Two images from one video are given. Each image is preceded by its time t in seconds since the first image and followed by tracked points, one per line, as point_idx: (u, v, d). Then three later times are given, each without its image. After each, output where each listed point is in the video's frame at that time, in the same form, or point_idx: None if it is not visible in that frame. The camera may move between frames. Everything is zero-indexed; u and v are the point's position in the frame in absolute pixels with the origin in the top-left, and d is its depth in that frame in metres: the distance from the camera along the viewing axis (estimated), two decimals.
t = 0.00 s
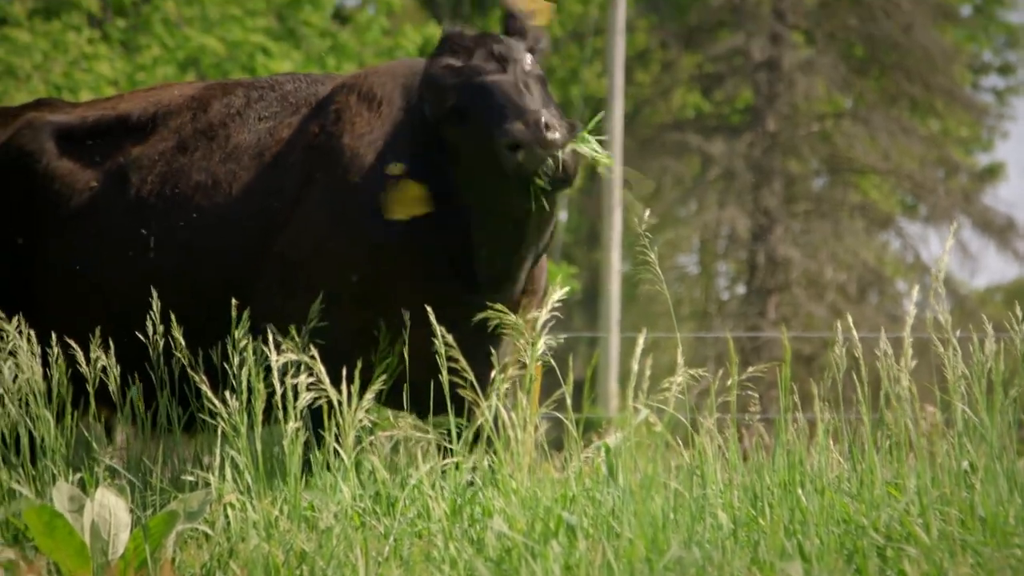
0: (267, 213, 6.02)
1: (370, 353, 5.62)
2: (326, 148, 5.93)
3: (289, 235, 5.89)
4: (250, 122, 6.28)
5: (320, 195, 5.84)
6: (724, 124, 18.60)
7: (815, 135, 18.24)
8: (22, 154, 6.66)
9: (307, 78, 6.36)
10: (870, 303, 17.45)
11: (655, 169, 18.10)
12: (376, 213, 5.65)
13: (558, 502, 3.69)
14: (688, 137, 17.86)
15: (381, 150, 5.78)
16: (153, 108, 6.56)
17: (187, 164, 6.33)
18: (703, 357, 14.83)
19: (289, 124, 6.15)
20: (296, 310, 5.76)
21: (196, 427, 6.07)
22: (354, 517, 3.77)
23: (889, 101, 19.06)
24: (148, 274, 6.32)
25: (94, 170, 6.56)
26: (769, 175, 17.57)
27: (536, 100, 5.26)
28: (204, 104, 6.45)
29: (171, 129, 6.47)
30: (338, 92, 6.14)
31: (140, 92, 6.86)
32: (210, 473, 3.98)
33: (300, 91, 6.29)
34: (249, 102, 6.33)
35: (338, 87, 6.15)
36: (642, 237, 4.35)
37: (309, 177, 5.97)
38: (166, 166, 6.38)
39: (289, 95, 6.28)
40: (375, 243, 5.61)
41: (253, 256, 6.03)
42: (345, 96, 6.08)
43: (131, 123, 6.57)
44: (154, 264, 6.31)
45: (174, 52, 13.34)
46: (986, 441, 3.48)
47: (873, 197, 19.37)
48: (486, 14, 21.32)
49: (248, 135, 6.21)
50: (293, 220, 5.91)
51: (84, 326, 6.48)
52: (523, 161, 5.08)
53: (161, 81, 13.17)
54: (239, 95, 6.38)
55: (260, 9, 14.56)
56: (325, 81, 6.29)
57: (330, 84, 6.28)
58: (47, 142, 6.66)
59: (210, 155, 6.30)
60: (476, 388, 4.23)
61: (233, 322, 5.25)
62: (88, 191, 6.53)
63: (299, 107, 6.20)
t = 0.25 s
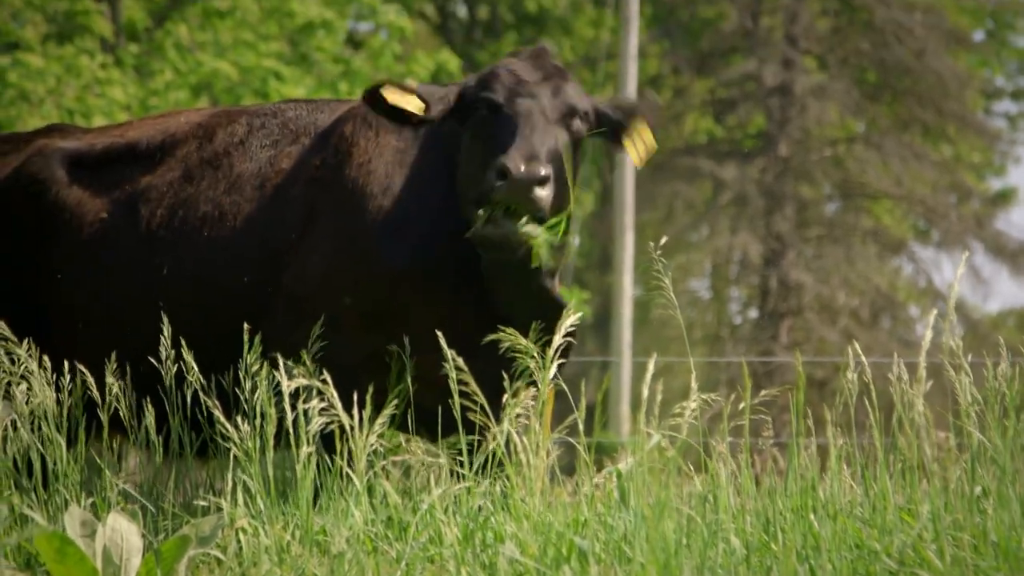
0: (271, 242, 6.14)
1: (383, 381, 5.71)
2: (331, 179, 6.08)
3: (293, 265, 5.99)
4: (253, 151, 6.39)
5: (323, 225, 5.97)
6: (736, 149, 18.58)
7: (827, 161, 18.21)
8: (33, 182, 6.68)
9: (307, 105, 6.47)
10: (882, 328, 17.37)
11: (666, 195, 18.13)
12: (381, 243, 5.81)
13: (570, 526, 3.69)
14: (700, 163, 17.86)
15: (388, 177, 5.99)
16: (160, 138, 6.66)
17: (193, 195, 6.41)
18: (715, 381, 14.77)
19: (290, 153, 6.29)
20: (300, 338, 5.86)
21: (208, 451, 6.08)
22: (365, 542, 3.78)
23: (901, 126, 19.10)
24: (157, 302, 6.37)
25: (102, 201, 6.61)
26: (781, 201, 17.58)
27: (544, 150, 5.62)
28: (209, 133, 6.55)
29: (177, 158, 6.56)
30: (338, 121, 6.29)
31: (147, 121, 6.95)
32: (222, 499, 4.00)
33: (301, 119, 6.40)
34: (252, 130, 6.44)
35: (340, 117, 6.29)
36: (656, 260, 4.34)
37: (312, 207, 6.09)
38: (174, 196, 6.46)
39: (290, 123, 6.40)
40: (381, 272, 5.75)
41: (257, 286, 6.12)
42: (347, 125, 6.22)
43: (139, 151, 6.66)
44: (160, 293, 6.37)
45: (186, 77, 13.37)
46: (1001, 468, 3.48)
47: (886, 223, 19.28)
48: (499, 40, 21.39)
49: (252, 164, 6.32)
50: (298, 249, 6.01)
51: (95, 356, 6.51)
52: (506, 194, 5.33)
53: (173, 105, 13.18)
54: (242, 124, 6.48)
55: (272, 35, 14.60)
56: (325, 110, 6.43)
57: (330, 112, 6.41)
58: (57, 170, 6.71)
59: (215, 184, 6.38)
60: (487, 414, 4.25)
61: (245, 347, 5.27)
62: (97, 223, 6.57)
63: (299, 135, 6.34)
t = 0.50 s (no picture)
0: (282, 257, 6.16)
1: (392, 393, 5.78)
2: (341, 192, 6.10)
3: (303, 280, 6.04)
4: (263, 166, 6.42)
5: (333, 241, 6.01)
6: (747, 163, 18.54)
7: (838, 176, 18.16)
8: (45, 199, 6.70)
9: (317, 121, 6.51)
10: (893, 342, 17.34)
11: (677, 211, 18.12)
12: (388, 259, 5.83)
13: (580, 541, 3.70)
14: (711, 178, 17.83)
15: (399, 192, 5.97)
16: (169, 154, 6.69)
17: (201, 210, 6.44)
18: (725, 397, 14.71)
19: (300, 167, 6.32)
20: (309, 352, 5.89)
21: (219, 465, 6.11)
22: (374, 557, 3.81)
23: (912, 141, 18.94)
24: (164, 316, 6.39)
25: (111, 218, 6.63)
26: (792, 216, 17.58)
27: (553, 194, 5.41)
28: (218, 149, 6.59)
29: (185, 174, 6.60)
30: (349, 136, 6.31)
31: (157, 137, 6.98)
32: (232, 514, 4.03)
33: (310, 135, 6.44)
34: (261, 146, 6.48)
35: (350, 132, 6.32)
36: (668, 275, 4.36)
37: (322, 222, 6.12)
38: (181, 212, 6.49)
39: (299, 139, 6.44)
40: (389, 288, 5.79)
41: (266, 301, 6.16)
42: (359, 140, 6.24)
43: (148, 167, 6.69)
44: (168, 308, 6.39)
45: (198, 92, 13.39)
46: (1012, 485, 3.49)
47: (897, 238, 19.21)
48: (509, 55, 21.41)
49: (261, 180, 6.35)
50: (308, 264, 6.05)
51: (105, 371, 6.53)
52: (506, 238, 5.18)
53: (186, 121, 13.20)
54: (251, 140, 6.52)
55: (283, 50, 14.66)
56: (336, 126, 6.46)
57: (341, 128, 6.45)
58: (68, 185, 6.73)
59: (223, 200, 6.41)
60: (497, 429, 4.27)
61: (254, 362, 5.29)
62: (106, 239, 6.59)
63: (310, 151, 6.37)
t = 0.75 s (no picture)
0: (299, 269, 6.18)
1: (403, 406, 5.79)
2: (359, 205, 6.11)
3: (319, 292, 6.05)
4: (282, 180, 6.43)
5: (350, 254, 6.02)
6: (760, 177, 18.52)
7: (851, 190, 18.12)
8: (57, 213, 6.71)
9: (337, 135, 6.53)
10: (906, 358, 17.07)
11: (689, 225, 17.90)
12: (400, 274, 5.89)
13: (592, 557, 3.70)
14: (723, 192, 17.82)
15: (413, 206, 6.01)
16: (187, 168, 6.69)
17: (218, 222, 6.45)
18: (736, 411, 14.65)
19: (320, 180, 6.33)
20: (327, 364, 5.90)
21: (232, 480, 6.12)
22: (387, 572, 3.81)
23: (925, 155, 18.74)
24: (181, 329, 6.40)
25: (126, 231, 6.66)
26: (804, 230, 17.63)
27: (567, 240, 5.69)
28: (236, 163, 6.60)
29: (203, 187, 6.60)
30: (367, 148, 6.31)
31: (173, 151, 7.01)
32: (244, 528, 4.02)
33: (330, 149, 6.46)
34: (280, 159, 6.49)
35: (369, 144, 6.32)
36: (683, 288, 4.36)
37: (339, 235, 6.13)
38: (199, 225, 6.50)
39: (319, 152, 6.45)
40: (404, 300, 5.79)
41: (283, 314, 6.17)
42: (378, 153, 6.24)
43: (164, 181, 6.70)
44: (184, 321, 6.39)
45: (210, 106, 13.48)
46: None
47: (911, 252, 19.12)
48: (523, 71, 21.41)
49: (280, 193, 6.37)
50: (325, 277, 6.06)
51: (120, 384, 6.53)
52: (540, 306, 5.43)
53: (198, 134, 13.27)
54: (270, 153, 6.52)
55: (296, 65, 14.63)
56: (355, 139, 6.48)
57: (360, 141, 6.46)
58: (81, 200, 6.73)
59: (241, 213, 6.42)
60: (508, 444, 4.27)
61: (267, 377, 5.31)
62: (122, 253, 6.62)
63: (330, 164, 6.38)
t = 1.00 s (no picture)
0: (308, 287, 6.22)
1: (415, 419, 5.86)
2: (368, 221, 6.15)
3: (330, 307, 6.09)
4: (290, 195, 6.48)
5: (359, 270, 6.06)
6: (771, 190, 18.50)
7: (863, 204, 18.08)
8: (71, 227, 6.81)
9: (345, 149, 6.58)
10: (918, 371, 17.00)
11: (701, 237, 17.82)
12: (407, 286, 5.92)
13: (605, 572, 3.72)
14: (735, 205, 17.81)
15: (420, 221, 6.04)
16: (196, 183, 6.75)
17: (229, 238, 6.50)
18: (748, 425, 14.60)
19: (328, 196, 6.37)
20: (338, 380, 5.96)
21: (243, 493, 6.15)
22: None
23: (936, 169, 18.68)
24: (193, 343, 6.45)
25: (138, 246, 6.72)
26: (816, 243, 17.62)
27: (577, 288, 5.57)
28: (245, 178, 6.64)
29: (213, 203, 6.65)
30: (375, 164, 6.34)
31: (185, 165, 7.07)
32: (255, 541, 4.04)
33: (338, 163, 6.50)
34: (288, 175, 6.53)
35: (377, 160, 6.35)
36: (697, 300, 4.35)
37: (348, 251, 6.18)
38: (209, 241, 6.55)
39: (327, 167, 6.49)
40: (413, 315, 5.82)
41: (294, 331, 6.22)
42: (385, 169, 6.27)
43: (175, 196, 6.75)
44: (196, 336, 6.44)
45: (223, 119, 13.53)
46: None
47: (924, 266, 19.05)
48: (535, 85, 21.41)
49: (289, 209, 6.41)
50: (335, 293, 6.10)
51: (133, 397, 6.60)
52: (552, 366, 5.37)
53: (211, 148, 13.33)
54: (278, 168, 6.57)
55: (309, 78, 14.64)
56: (362, 154, 6.52)
57: (367, 156, 6.49)
58: (93, 215, 6.82)
59: (250, 229, 6.47)
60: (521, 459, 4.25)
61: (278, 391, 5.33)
62: (133, 267, 6.68)
63: (338, 179, 6.42)
